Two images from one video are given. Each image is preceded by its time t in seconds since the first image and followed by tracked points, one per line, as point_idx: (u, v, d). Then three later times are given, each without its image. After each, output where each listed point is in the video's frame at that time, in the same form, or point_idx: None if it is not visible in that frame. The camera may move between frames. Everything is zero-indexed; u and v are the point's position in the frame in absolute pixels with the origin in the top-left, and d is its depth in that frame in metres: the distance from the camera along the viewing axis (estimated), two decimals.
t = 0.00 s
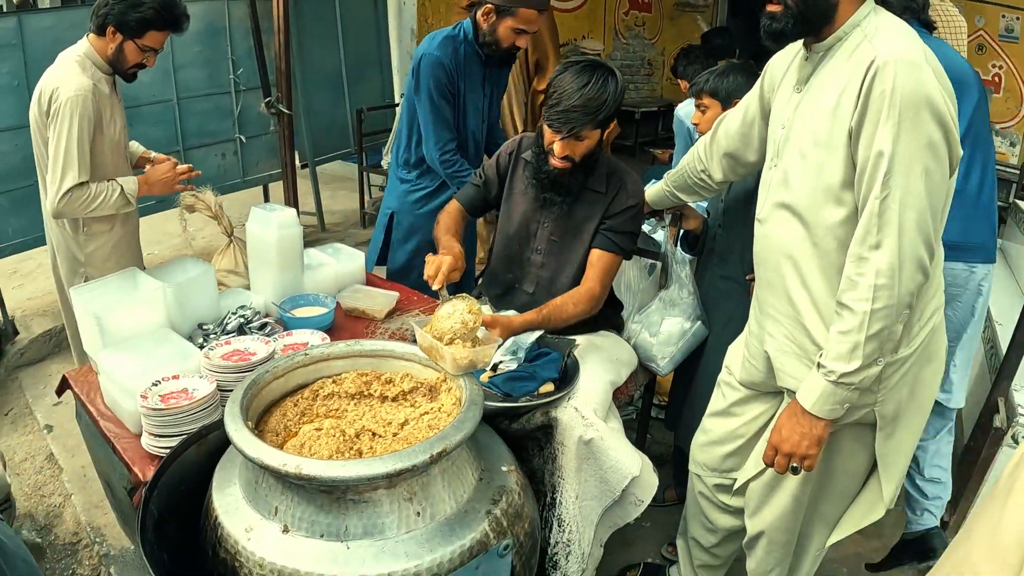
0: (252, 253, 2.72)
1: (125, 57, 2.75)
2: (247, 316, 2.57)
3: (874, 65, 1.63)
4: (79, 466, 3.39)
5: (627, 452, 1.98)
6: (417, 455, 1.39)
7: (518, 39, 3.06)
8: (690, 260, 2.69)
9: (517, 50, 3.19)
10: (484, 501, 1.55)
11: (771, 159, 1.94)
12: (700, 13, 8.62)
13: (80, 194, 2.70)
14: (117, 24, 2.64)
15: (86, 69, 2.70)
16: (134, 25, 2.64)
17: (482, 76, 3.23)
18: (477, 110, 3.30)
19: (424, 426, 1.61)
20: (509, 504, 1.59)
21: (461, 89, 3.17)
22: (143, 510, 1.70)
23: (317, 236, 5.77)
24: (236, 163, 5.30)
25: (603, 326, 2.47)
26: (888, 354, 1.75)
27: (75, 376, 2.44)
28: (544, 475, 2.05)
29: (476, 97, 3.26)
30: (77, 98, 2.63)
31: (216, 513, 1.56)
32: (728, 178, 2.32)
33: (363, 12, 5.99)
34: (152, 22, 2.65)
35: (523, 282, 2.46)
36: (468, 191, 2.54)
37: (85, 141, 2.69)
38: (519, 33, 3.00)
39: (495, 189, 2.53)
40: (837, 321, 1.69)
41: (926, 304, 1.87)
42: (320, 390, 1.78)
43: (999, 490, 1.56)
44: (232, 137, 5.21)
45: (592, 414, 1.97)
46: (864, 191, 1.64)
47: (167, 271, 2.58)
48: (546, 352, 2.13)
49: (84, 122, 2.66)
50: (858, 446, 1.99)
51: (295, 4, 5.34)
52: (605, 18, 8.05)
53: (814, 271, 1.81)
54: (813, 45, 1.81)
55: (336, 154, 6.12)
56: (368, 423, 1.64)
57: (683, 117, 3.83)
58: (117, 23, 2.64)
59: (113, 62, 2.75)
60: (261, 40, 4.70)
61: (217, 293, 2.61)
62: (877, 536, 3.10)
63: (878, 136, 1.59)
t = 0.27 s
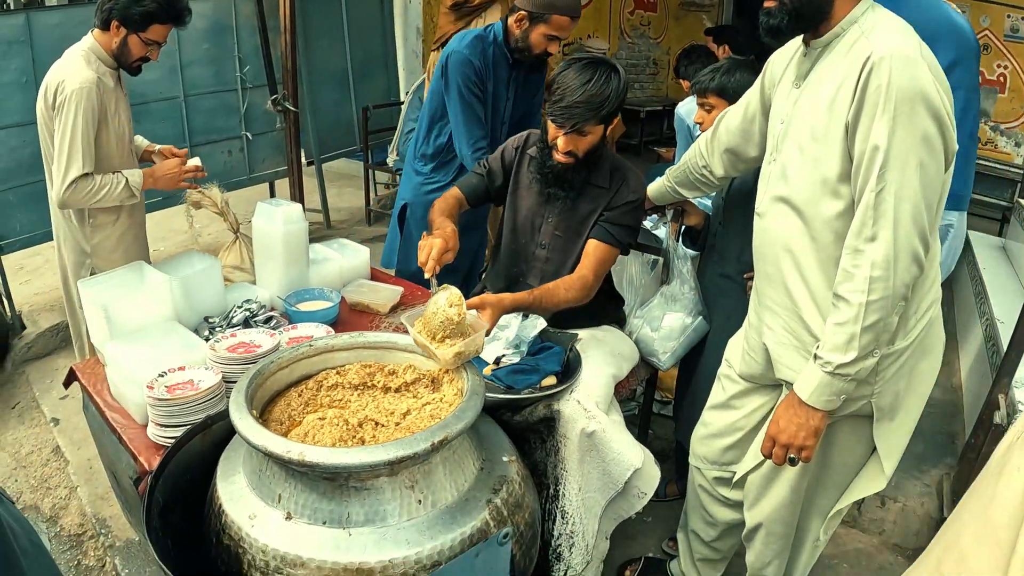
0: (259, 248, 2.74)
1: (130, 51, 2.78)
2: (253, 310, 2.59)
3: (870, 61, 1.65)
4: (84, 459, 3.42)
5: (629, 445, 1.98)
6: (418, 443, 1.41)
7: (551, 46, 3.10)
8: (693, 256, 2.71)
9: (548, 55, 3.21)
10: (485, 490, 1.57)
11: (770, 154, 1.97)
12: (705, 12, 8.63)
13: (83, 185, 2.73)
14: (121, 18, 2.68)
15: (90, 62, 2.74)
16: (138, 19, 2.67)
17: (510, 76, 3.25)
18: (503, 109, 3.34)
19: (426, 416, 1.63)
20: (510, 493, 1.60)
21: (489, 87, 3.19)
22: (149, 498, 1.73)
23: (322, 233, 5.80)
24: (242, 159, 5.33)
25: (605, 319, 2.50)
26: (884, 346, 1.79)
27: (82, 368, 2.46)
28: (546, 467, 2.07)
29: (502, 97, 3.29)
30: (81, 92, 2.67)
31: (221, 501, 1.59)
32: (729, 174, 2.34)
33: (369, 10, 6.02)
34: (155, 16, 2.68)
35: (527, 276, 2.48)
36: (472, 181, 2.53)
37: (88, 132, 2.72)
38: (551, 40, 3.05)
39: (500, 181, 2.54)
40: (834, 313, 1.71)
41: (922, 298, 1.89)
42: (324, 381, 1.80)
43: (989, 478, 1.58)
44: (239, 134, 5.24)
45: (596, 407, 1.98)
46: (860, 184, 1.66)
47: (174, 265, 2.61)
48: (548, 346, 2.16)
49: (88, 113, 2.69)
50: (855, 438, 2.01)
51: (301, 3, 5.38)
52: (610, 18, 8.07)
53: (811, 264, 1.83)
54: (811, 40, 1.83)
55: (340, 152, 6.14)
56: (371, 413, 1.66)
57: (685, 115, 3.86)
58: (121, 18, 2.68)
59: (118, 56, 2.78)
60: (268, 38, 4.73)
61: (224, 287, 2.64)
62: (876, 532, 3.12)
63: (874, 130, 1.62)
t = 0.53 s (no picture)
0: (257, 247, 2.75)
1: (124, 48, 2.79)
2: (250, 308, 2.59)
3: (864, 60, 1.64)
4: (83, 456, 3.44)
5: (621, 446, 1.98)
6: (405, 443, 1.41)
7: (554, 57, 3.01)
8: (689, 256, 2.70)
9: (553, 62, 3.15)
10: (474, 490, 1.57)
11: (765, 153, 1.96)
12: (710, 11, 8.58)
13: (73, 180, 2.74)
14: (115, 15, 2.70)
15: (87, 60, 2.76)
16: (132, 15, 2.69)
17: (511, 84, 3.20)
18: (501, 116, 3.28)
19: (415, 415, 1.63)
20: (499, 494, 1.60)
21: (481, 89, 3.18)
22: (141, 495, 1.73)
23: (323, 232, 5.81)
24: (244, 158, 5.34)
25: (601, 318, 2.49)
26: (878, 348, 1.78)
27: (79, 366, 2.48)
28: (539, 467, 2.07)
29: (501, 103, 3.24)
30: (75, 88, 2.69)
31: (211, 498, 1.60)
32: (725, 173, 2.34)
33: (371, 9, 6.01)
34: (148, 12, 2.70)
35: (520, 276, 2.48)
36: (462, 174, 2.53)
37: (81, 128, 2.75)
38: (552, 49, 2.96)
39: (492, 178, 2.54)
40: (828, 314, 1.71)
41: (917, 299, 1.88)
42: (316, 379, 1.80)
43: (980, 480, 1.58)
44: (240, 133, 5.25)
45: (587, 408, 1.98)
46: (855, 184, 1.66)
47: (171, 263, 2.61)
48: (542, 346, 2.16)
49: (82, 110, 2.72)
50: (849, 440, 2.01)
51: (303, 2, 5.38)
52: (614, 16, 8.03)
53: (806, 265, 1.83)
54: (806, 39, 1.83)
55: (342, 150, 6.14)
56: (360, 412, 1.66)
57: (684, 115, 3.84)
58: (115, 15, 2.70)
59: (112, 54, 2.80)
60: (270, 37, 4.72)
61: (221, 286, 2.65)
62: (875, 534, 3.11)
63: (867, 130, 1.61)
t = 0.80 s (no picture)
0: (245, 247, 2.74)
1: (107, 44, 2.84)
2: (237, 307, 2.59)
3: (847, 54, 1.63)
4: (74, 455, 3.44)
5: (603, 450, 1.96)
6: (375, 444, 1.41)
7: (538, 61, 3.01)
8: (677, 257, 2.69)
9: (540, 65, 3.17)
10: (447, 493, 1.57)
11: (749, 151, 1.95)
12: (711, 11, 8.56)
13: (54, 172, 2.79)
14: (96, 11, 2.75)
15: (69, 57, 2.82)
16: (110, 10, 2.73)
17: (498, 86, 3.20)
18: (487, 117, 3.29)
19: (389, 416, 1.63)
20: (473, 497, 1.60)
21: (466, 88, 3.19)
22: (119, 494, 1.73)
23: (321, 232, 5.81)
24: (241, 158, 5.35)
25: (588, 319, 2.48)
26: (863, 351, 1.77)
27: (66, 364, 2.48)
28: (520, 470, 2.06)
29: (486, 104, 3.25)
30: (56, 83, 2.75)
31: (185, 497, 1.60)
32: (711, 172, 2.32)
33: (370, 9, 6.01)
34: (127, 6, 2.74)
35: (501, 279, 2.47)
36: (434, 176, 2.51)
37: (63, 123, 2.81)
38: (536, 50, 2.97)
39: (466, 180, 2.54)
40: (810, 317, 1.70)
41: (902, 302, 1.87)
42: (293, 380, 1.80)
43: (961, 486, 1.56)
44: (237, 133, 5.26)
45: (569, 412, 1.97)
46: (838, 182, 1.64)
47: (159, 263, 2.61)
48: (526, 347, 2.15)
49: (63, 105, 2.77)
50: (835, 445, 1.99)
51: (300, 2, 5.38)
52: (615, 15, 8.01)
53: (789, 267, 1.81)
54: (790, 34, 1.81)
55: (340, 150, 6.15)
56: (335, 412, 1.66)
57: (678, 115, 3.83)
58: (96, 10, 2.74)
59: (96, 50, 2.86)
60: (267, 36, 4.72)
61: (209, 286, 2.64)
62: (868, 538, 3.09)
63: (850, 126, 1.59)
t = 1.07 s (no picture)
0: (235, 246, 2.73)
1: (91, 37, 2.96)
2: (226, 306, 2.58)
3: (830, 48, 1.61)
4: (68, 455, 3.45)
5: (589, 453, 1.95)
6: (347, 445, 1.41)
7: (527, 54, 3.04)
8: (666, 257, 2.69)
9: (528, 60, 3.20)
10: (423, 495, 1.57)
11: (735, 149, 1.93)
12: (712, 11, 8.54)
13: (42, 163, 2.92)
14: (78, 5, 2.88)
15: (55, 53, 2.97)
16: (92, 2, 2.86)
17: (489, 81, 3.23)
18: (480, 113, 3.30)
19: (366, 418, 1.63)
20: (449, 499, 1.60)
21: (457, 84, 3.21)
22: (99, 494, 1.73)
23: (319, 232, 5.82)
24: (238, 158, 5.36)
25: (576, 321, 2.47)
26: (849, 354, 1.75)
27: (55, 364, 2.48)
28: (504, 473, 2.05)
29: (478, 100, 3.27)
30: (39, 76, 2.88)
31: (163, 496, 1.60)
32: (699, 172, 2.32)
33: (368, 9, 6.02)
34: None
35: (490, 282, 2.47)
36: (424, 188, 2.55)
37: (49, 115, 2.94)
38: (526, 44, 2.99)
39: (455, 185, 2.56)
40: (795, 319, 1.68)
41: (890, 305, 1.85)
42: (274, 380, 1.80)
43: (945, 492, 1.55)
44: (235, 133, 5.27)
45: (554, 416, 1.96)
46: (821, 180, 1.62)
47: (148, 262, 2.61)
48: (511, 349, 2.14)
49: (47, 98, 2.90)
50: (822, 450, 1.97)
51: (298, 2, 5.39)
52: (615, 15, 8.00)
53: (774, 269, 1.80)
54: (774, 29, 1.81)
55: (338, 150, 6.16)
56: (314, 412, 1.66)
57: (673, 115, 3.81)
58: (77, 5, 2.88)
59: (82, 45, 2.99)
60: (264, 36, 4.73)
61: (199, 285, 2.64)
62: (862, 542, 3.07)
63: (833, 122, 1.58)
